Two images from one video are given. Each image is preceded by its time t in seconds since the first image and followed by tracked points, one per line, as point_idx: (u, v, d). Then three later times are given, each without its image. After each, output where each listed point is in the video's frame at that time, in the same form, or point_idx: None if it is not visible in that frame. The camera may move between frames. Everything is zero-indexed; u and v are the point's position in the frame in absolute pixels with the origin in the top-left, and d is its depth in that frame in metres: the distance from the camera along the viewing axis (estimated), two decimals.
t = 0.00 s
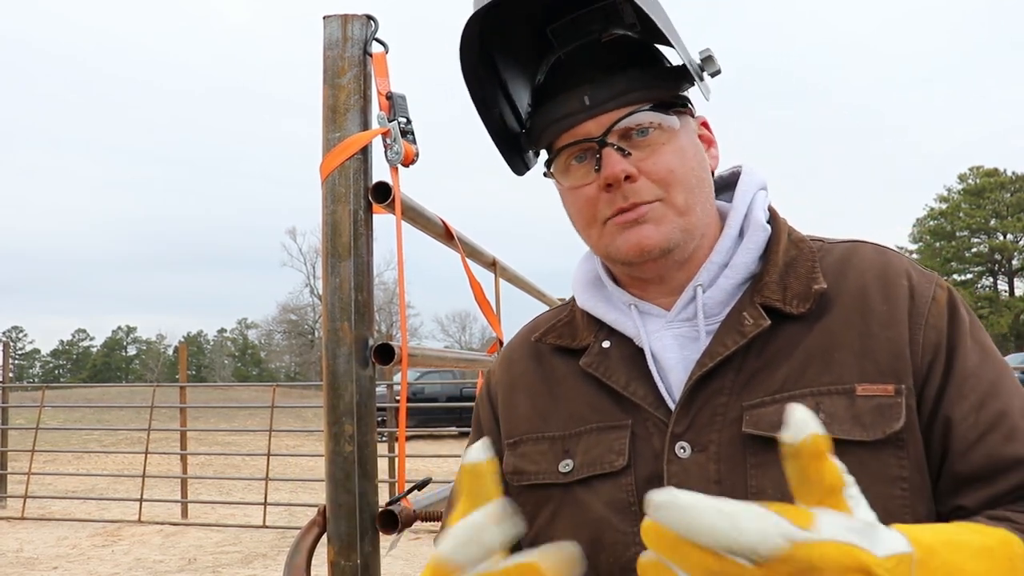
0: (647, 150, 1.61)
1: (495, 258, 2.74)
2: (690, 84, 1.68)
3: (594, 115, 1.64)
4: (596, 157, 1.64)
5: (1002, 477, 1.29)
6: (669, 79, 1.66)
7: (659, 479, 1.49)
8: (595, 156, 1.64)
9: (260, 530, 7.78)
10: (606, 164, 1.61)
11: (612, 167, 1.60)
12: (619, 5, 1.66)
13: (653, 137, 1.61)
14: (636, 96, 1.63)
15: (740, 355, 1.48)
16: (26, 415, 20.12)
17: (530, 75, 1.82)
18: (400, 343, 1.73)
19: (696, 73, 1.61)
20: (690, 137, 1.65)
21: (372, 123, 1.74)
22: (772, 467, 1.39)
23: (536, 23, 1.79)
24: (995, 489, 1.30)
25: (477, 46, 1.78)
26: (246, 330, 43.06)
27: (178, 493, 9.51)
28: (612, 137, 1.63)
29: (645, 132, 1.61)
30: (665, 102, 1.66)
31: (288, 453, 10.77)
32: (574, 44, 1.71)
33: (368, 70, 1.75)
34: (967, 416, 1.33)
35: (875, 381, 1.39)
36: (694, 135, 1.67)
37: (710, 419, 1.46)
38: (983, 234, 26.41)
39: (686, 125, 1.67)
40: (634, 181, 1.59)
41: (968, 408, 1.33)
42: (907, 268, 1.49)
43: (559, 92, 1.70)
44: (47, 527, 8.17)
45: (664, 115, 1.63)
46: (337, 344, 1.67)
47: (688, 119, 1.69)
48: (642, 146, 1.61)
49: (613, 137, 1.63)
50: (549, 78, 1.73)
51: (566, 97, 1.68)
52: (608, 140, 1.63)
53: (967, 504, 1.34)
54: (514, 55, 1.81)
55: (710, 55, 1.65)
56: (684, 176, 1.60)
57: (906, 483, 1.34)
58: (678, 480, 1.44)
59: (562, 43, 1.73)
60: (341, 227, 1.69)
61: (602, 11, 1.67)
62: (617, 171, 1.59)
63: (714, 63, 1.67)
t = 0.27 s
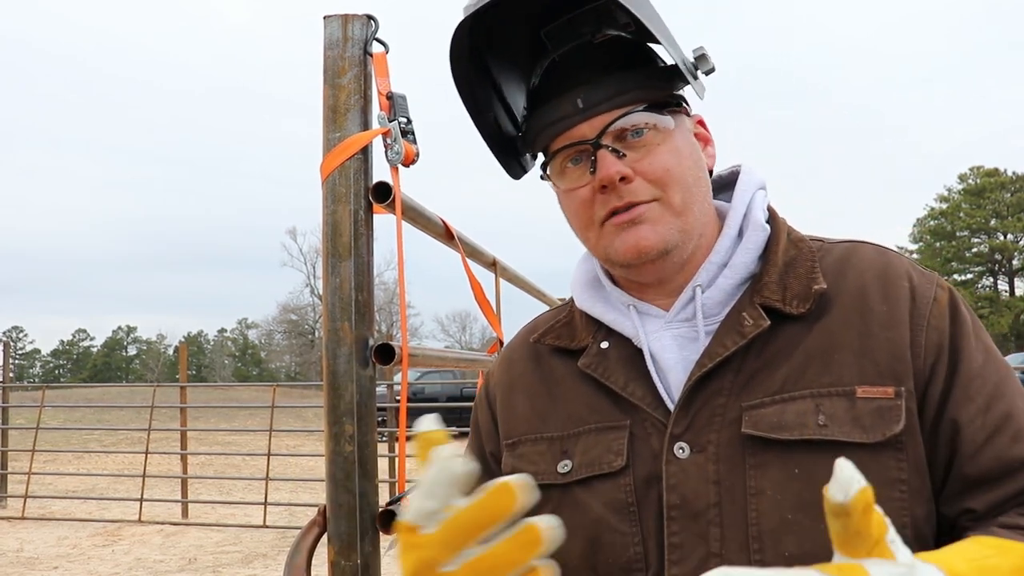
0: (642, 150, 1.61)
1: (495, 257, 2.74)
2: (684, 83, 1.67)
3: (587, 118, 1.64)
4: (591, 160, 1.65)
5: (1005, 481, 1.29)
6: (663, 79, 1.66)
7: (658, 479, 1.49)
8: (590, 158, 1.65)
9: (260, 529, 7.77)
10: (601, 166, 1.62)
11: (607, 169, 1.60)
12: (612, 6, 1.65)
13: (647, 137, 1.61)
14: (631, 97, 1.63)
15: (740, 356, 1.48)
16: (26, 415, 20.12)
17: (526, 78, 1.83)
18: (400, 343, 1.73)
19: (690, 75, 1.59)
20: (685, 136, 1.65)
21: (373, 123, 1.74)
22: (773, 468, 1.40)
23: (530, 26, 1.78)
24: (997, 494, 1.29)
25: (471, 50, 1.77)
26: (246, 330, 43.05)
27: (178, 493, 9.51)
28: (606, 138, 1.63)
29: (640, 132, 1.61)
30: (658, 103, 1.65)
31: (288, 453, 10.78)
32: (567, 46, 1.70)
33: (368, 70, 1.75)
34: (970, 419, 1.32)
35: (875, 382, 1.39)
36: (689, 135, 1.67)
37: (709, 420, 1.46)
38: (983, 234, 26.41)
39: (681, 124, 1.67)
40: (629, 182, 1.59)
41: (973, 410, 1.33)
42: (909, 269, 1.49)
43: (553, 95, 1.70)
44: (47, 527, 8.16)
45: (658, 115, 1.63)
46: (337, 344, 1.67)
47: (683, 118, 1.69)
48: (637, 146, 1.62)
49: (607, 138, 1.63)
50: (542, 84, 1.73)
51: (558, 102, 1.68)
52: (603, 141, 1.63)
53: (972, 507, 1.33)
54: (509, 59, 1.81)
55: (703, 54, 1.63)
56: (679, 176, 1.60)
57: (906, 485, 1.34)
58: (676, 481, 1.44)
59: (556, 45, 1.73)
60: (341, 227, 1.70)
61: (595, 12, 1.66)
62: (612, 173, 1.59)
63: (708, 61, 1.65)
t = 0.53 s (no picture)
0: (663, 144, 1.62)
1: (495, 258, 2.74)
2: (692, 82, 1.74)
3: (611, 108, 1.64)
4: (611, 151, 1.64)
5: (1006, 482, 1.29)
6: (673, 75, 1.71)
7: (657, 480, 1.48)
8: (611, 148, 1.64)
9: (260, 530, 7.78)
10: (622, 157, 1.61)
11: (629, 160, 1.60)
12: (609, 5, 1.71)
13: (668, 132, 1.63)
14: (650, 90, 1.65)
15: (740, 357, 1.48)
16: (26, 415, 20.13)
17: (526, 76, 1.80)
18: (400, 343, 1.73)
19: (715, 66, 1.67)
20: (698, 137, 1.68)
21: (373, 124, 1.74)
22: (772, 469, 1.39)
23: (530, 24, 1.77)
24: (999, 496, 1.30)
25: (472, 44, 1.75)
26: (246, 330, 43.05)
27: (179, 493, 9.51)
28: (628, 131, 1.64)
29: (661, 126, 1.63)
30: (672, 97, 1.69)
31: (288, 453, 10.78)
32: (572, 41, 1.72)
33: (368, 70, 1.75)
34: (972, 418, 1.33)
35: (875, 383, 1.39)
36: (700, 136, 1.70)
37: (708, 422, 1.46)
38: (983, 234, 26.41)
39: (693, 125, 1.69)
40: (652, 174, 1.59)
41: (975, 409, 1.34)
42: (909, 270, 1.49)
43: (567, 88, 1.69)
44: (47, 527, 8.17)
45: (674, 113, 1.65)
46: (337, 344, 1.68)
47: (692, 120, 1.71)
48: (657, 140, 1.62)
49: (629, 132, 1.64)
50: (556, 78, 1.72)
51: (580, 90, 1.67)
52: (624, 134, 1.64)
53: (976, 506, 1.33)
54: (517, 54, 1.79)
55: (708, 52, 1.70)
56: (697, 173, 1.61)
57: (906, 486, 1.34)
58: (674, 483, 1.44)
59: (554, 43, 1.75)
60: (341, 228, 1.70)
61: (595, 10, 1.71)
62: (636, 163, 1.59)
63: (715, 61, 1.70)
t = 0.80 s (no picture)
0: (663, 143, 1.63)
1: (495, 258, 2.74)
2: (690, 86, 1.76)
3: (612, 106, 1.64)
4: (612, 150, 1.64)
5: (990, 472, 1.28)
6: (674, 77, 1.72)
7: (650, 479, 1.50)
8: (612, 146, 1.64)
9: (260, 530, 7.78)
10: (624, 155, 1.62)
11: (632, 158, 1.60)
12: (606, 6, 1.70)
13: (669, 132, 1.64)
14: (652, 90, 1.66)
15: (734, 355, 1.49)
16: (26, 415, 20.14)
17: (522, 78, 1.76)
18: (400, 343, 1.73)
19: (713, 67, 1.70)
20: (695, 137, 1.70)
21: (373, 124, 1.74)
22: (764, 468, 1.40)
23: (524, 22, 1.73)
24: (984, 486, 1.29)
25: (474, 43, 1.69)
26: (246, 330, 43.05)
27: (179, 493, 9.52)
28: (629, 129, 1.64)
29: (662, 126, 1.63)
30: (673, 99, 1.70)
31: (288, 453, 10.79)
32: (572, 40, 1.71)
33: (368, 70, 1.75)
34: (957, 416, 1.32)
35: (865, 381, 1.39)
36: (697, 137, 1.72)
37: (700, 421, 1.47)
38: (983, 234, 26.42)
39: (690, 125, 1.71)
40: (654, 173, 1.60)
41: (957, 406, 1.32)
42: (900, 268, 1.48)
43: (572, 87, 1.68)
44: (47, 527, 8.17)
45: (673, 114, 1.66)
46: (338, 344, 1.68)
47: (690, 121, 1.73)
48: (657, 139, 1.63)
49: (630, 130, 1.64)
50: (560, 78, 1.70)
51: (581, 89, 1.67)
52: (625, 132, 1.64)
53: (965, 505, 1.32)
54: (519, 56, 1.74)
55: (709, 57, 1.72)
56: (697, 173, 1.63)
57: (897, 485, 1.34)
58: (668, 482, 1.44)
59: (552, 42, 1.72)
60: (341, 228, 1.70)
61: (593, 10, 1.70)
62: (639, 162, 1.60)
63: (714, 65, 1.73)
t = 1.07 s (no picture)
0: (663, 143, 1.63)
1: (495, 258, 2.74)
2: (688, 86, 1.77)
3: (615, 106, 1.64)
4: (611, 150, 1.65)
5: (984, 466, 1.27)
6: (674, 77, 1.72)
7: (645, 482, 1.51)
8: (613, 146, 1.65)
9: (260, 530, 7.79)
10: (624, 155, 1.62)
11: (632, 158, 1.61)
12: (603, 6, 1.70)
13: (671, 133, 1.65)
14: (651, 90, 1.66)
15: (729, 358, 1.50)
16: (26, 416, 20.14)
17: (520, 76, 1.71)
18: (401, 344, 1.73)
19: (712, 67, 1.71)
20: (696, 139, 1.71)
21: (373, 124, 1.74)
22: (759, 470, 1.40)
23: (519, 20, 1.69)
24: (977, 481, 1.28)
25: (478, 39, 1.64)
26: (246, 329, 43.06)
27: (179, 493, 9.52)
28: (631, 129, 1.65)
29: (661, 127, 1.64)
30: (672, 99, 1.71)
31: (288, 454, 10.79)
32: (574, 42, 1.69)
33: (368, 71, 1.75)
34: (952, 414, 1.31)
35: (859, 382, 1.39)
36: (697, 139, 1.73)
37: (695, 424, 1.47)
38: (983, 234, 26.44)
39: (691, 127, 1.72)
40: (655, 172, 1.61)
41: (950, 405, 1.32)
42: (892, 268, 1.48)
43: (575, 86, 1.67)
44: (47, 527, 8.17)
45: (673, 115, 1.66)
46: (338, 345, 1.68)
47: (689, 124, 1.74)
48: (658, 139, 1.64)
49: (632, 130, 1.64)
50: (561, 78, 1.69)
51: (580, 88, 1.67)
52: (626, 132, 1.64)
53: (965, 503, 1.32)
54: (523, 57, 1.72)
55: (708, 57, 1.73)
56: (697, 174, 1.64)
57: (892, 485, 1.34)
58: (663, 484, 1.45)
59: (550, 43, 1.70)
60: (341, 228, 1.70)
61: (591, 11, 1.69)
62: (639, 161, 1.60)
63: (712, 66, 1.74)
